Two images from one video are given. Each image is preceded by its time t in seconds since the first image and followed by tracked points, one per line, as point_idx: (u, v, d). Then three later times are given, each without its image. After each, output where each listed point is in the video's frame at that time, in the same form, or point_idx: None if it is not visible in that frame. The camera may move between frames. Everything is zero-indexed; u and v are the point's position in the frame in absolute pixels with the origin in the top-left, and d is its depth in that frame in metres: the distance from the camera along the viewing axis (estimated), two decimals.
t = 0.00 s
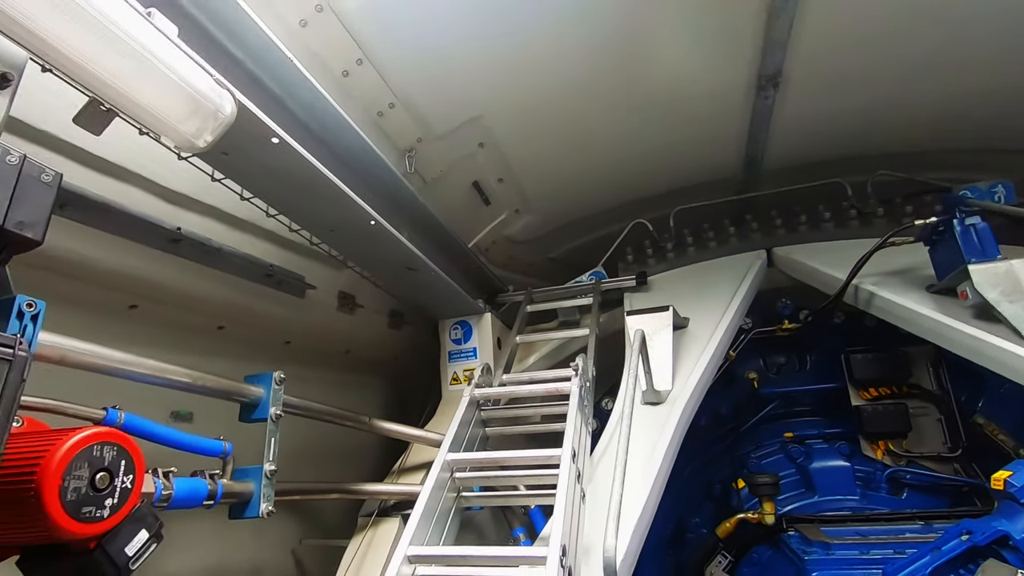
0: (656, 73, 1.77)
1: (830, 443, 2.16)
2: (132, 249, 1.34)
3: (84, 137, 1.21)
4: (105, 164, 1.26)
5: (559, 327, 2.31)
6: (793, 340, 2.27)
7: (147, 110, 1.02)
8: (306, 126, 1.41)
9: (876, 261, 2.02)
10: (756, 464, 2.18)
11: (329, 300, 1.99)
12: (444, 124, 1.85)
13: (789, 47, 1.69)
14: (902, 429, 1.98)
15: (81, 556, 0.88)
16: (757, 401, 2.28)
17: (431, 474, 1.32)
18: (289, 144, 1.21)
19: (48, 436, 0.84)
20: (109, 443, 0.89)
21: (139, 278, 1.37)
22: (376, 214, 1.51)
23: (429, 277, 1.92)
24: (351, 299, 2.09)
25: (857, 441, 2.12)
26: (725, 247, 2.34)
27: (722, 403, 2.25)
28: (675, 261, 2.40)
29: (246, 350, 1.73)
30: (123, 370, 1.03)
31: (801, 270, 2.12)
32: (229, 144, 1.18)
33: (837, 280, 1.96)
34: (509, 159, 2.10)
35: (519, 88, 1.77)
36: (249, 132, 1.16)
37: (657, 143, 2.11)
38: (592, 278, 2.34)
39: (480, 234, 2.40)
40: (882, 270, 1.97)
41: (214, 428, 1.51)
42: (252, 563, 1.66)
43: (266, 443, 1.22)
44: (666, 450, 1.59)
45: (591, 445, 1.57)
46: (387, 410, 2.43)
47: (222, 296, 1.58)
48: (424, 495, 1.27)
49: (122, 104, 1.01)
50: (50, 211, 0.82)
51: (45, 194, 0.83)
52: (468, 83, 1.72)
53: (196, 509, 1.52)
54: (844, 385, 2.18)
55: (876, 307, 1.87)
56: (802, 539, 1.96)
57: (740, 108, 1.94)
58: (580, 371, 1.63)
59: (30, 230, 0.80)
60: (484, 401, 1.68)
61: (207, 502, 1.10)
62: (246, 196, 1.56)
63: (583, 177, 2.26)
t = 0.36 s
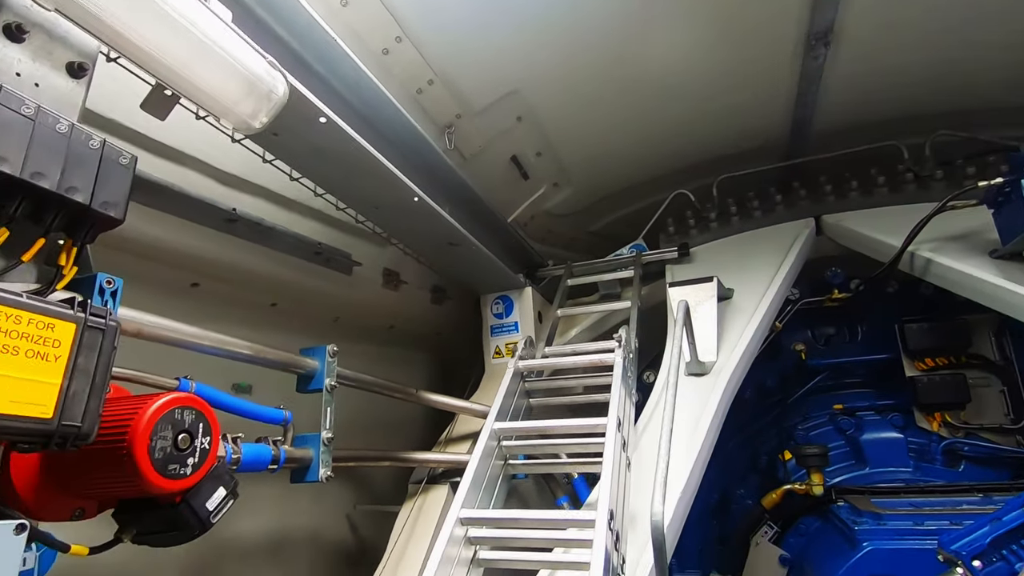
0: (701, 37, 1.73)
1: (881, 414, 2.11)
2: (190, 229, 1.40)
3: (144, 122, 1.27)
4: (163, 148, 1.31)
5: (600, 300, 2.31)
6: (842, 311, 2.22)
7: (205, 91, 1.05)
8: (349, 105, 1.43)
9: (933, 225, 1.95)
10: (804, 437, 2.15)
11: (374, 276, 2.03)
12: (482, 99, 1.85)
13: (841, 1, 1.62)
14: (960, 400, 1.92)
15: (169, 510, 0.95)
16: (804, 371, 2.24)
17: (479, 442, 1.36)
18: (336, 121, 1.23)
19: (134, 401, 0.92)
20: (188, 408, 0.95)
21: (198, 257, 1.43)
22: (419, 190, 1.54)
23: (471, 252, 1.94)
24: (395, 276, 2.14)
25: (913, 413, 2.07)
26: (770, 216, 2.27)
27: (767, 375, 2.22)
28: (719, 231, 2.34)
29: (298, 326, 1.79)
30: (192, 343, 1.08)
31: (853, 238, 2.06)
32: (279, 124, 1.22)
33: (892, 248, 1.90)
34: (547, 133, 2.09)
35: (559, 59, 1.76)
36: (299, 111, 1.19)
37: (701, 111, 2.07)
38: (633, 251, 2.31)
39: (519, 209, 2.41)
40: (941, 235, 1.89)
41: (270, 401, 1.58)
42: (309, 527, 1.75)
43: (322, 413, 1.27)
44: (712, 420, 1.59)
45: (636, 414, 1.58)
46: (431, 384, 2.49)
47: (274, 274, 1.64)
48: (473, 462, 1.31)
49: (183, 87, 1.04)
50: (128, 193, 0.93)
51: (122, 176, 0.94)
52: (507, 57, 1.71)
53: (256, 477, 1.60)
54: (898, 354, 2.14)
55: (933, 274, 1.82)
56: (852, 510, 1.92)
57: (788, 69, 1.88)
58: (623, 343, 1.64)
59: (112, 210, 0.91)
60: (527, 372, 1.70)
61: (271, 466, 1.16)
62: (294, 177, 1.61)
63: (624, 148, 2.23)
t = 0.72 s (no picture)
0: None
1: (928, 368, 2.06)
2: (237, 183, 1.45)
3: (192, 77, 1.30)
4: (209, 102, 1.35)
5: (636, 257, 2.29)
6: (888, 264, 2.15)
7: (253, 38, 1.07)
8: (385, 58, 1.43)
9: (991, 169, 1.85)
10: (845, 391, 2.13)
11: (412, 231, 2.06)
12: (517, 50, 1.83)
13: None
14: (1012, 354, 1.84)
15: (235, 433, 1.02)
16: (847, 326, 2.20)
17: (518, 387, 1.39)
18: (374, 71, 1.23)
19: (200, 334, 0.99)
20: (248, 339, 1.02)
21: (245, 211, 1.48)
22: (456, 141, 1.54)
23: (508, 207, 1.95)
24: (432, 232, 2.17)
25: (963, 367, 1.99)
26: (816, 166, 2.21)
27: (809, 330, 2.18)
28: (761, 183, 2.30)
29: (340, 282, 1.84)
30: (246, 288, 1.14)
31: (902, 187, 1.99)
32: (320, 75, 1.23)
33: (945, 195, 1.84)
34: (583, 85, 2.05)
35: (595, 5, 1.71)
36: (339, 61, 1.20)
37: (743, 57, 2.00)
38: (671, 206, 2.27)
39: (555, 164, 2.38)
40: (999, 179, 1.81)
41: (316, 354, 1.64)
42: (356, 471, 1.83)
43: (367, 358, 1.32)
44: (750, 368, 1.59)
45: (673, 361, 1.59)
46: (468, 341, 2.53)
47: (317, 229, 1.68)
48: (511, 407, 1.34)
49: (232, 33, 1.06)
50: (186, 131, 0.97)
51: (180, 116, 0.97)
52: (542, 4, 1.67)
53: (306, 424, 1.68)
54: (947, 307, 2.05)
55: (989, 222, 1.76)
56: (893, 460, 1.92)
57: (837, 7, 1.79)
58: (660, 292, 1.64)
59: (174, 148, 0.95)
60: (564, 324, 1.71)
61: (321, 407, 1.22)
62: (334, 131, 1.63)
63: (662, 98, 2.18)
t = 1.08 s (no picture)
0: None
1: (966, 319, 2.01)
2: (279, 124, 1.48)
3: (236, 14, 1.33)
4: (251, 41, 1.38)
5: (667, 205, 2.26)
6: (926, 214, 2.09)
7: None
8: None
9: None
10: (876, 340, 2.12)
11: (445, 177, 2.08)
12: None
13: None
14: None
15: (290, 345, 1.09)
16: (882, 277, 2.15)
17: (550, 323, 1.43)
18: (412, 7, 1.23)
19: (257, 252, 1.06)
20: (301, 259, 1.09)
21: (286, 152, 1.51)
22: (490, 83, 1.54)
23: (541, 152, 1.94)
24: (464, 179, 2.18)
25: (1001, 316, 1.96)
26: (858, 112, 2.10)
27: (844, 280, 2.14)
28: (799, 131, 2.20)
29: (375, 227, 1.88)
30: (291, 221, 1.20)
31: (949, 131, 1.92)
32: (358, 12, 1.24)
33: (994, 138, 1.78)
34: (617, 28, 2.00)
35: None
36: None
37: None
38: (704, 154, 2.24)
39: (587, 111, 2.35)
40: None
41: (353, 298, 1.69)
42: (393, 409, 1.91)
43: (405, 294, 1.38)
44: (780, 311, 1.60)
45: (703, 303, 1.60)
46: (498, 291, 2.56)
47: (354, 172, 1.71)
48: (542, 343, 1.38)
49: None
50: (242, 54, 1.03)
51: (236, 40, 1.03)
52: None
53: (346, 362, 1.74)
54: (990, 258, 1.98)
55: None
56: (922, 405, 1.93)
57: None
58: (692, 235, 1.64)
59: (232, 69, 1.02)
60: (595, 266, 1.72)
61: (363, 337, 1.28)
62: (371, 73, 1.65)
63: (698, 42, 2.12)
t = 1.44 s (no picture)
0: None
1: (1006, 283, 1.97)
2: (319, 76, 1.49)
3: None
4: None
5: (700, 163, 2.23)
6: (972, 175, 2.02)
7: None
8: None
9: None
10: (911, 304, 2.08)
11: (478, 133, 2.08)
12: None
13: None
14: None
15: (339, 283, 1.13)
16: (920, 240, 2.08)
17: (583, 276, 1.44)
18: None
19: (309, 193, 1.10)
20: (349, 201, 1.13)
21: (326, 104, 1.53)
22: (527, 34, 1.53)
23: (575, 108, 1.92)
24: (497, 136, 2.18)
25: None
26: (906, 66, 2.05)
27: (879, 243, 2.09)
28: (842, 87, 2.16)
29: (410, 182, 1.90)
30: (333, 168, 1.24)
31: (1000, 88, 1.82)
32: None
33: None
34: None
35: None
36: None
37: None
38: (740, 113, 2.17)
39: (622, 68, 2.30)
40: None
41: (388, 251, 1.72)
42: (425, 361, 1.96)
43: (440, 246, 1.42)
44: (815, 268, 1.58)
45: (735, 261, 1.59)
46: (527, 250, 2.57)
47: (389, 126, 1.73)
48: (575, 295, 1.40)
49: None
50: None
51: None
52: None
53: (382, 314, 1.79)
54: None
55: None
56: (956, 366, 1.88)
57: None
58: (727, 191, 1.62)
59: (287, 10, 1.03)
60: (627, 223, 1.73)
61: (401, 286, 1.33)
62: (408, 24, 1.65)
63: None
